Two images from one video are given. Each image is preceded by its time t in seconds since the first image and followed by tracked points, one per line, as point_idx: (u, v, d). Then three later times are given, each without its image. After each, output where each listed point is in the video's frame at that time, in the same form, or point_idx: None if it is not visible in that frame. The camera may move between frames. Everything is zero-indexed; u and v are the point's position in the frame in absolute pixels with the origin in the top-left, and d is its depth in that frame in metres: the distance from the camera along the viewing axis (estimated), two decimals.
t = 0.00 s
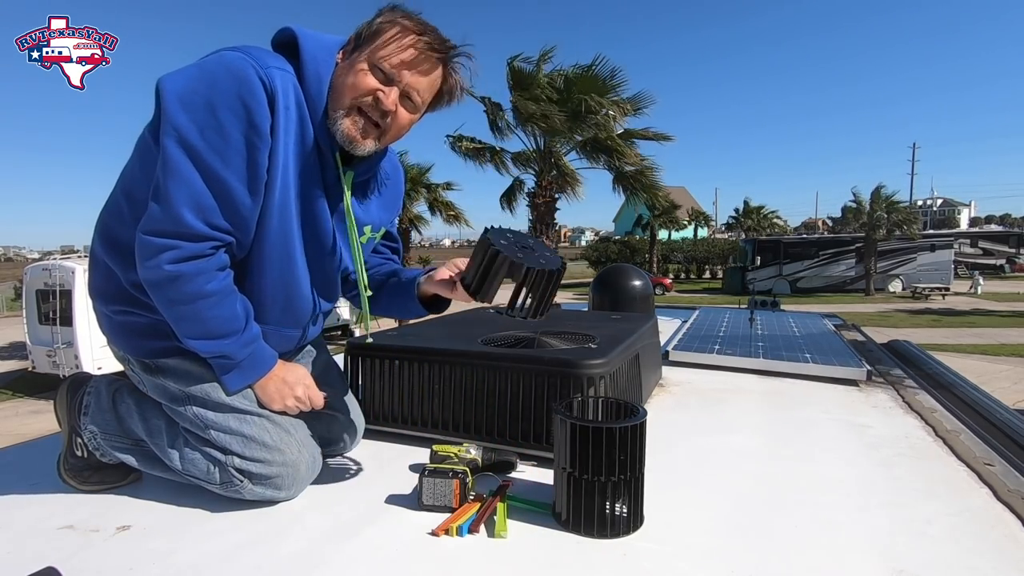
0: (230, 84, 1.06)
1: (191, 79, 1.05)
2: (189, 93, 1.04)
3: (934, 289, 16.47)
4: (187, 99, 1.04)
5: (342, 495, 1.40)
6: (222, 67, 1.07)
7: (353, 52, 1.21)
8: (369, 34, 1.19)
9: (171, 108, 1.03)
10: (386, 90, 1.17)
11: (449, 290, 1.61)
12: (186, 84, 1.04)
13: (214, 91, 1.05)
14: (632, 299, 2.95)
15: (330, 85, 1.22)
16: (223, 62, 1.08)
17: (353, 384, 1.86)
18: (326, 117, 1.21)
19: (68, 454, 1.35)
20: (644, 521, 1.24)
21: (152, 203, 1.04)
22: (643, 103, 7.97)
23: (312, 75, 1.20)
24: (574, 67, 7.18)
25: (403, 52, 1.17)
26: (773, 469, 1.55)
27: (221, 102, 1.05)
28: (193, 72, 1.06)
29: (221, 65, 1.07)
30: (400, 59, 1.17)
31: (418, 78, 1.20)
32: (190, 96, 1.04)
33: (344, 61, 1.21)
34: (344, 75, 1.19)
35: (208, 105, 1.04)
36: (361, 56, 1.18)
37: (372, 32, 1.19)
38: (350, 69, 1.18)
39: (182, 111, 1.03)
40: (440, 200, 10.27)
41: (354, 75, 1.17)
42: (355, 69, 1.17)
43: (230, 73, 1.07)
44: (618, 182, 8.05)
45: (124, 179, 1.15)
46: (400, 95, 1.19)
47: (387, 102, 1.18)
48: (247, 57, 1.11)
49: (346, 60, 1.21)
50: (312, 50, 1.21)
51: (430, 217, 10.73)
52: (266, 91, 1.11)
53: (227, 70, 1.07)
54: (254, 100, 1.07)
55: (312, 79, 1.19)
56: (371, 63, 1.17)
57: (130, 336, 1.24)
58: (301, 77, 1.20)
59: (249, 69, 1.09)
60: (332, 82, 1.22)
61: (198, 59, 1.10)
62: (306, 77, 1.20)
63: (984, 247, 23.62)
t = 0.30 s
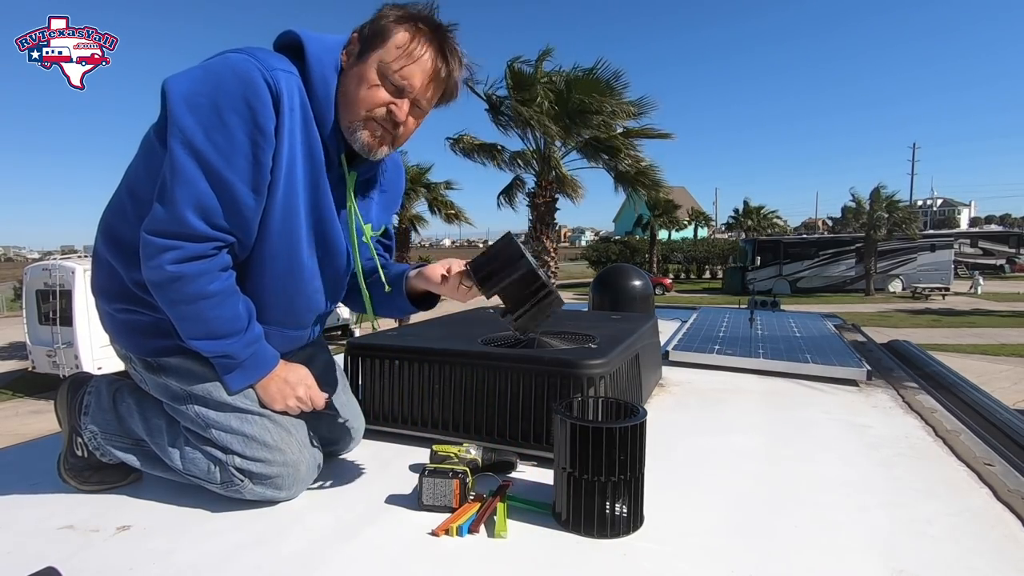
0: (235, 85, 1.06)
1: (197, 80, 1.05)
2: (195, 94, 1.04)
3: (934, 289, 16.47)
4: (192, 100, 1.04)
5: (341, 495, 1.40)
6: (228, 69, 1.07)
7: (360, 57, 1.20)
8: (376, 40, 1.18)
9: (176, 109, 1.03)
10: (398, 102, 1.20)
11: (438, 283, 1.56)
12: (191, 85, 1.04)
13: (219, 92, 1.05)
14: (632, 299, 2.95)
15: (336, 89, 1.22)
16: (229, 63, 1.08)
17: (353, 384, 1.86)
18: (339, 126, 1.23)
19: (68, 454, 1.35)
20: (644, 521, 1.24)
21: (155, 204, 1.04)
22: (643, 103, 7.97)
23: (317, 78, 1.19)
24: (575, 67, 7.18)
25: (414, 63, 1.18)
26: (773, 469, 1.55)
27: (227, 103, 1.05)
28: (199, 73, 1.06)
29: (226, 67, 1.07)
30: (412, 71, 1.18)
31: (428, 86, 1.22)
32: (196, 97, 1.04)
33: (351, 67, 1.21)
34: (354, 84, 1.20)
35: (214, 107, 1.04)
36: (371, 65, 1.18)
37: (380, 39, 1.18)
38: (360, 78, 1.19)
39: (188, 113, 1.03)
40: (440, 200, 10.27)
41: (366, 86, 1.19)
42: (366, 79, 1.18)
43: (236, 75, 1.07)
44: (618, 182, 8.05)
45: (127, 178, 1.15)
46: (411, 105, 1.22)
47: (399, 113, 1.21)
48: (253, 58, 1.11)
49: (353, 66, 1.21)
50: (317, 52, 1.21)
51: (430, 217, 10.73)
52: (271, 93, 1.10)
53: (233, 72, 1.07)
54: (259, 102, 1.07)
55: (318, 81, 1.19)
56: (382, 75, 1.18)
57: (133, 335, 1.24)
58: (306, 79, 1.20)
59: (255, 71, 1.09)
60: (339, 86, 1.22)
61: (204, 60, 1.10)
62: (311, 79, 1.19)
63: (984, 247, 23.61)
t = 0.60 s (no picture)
0: (234, 86, 1.06)
1: (196, 82, 1.05)
2: (194, 95, 1.04)
3: (934, 289, 16.47)
4: (191, 101, 1.04)
5: (341, 495, 1.40)
6: (227, 70, 1.07)
7: (364, 66, 1.19)
8: (383, 52, 1.17)
9: (176, 110, 1.03)
10: (407, 112, 1.21)
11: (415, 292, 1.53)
12: (190, 86, 1.04)
13: (218, 93, 1.05)
14: (632, 299, 2.95)
15: (337, 94, 1.22)
16: (228, 64, 1.08)
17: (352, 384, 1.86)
18: (347, 137, 1.24)
19: (68, 454, 1.35)
20: (645, 521, 1.24)
21: (154, 205, 1.04)
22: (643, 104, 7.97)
23: (318, 80, 1.19)
24: (575, 67, 7.17)
25: (422, 73, 1.19)
26: (772, 469, 1.55)
27: (226, 105, 1.05)
28: (198, 74, 1.06)
29: (226, 68, 1.07)
30: (420, 81, 1.19)
31: (434, 95, 1.23)
32: (195, 98, 1.04)
33: (356, 77, 1.20)
34: (361, 96, 1.19)
35: (213, 108, 1.04)
36: (379, 77, 1.18)
37: (384, 48, 1.17)
38: (367, 90, 1.19)
39: (187, 113, 1.03)
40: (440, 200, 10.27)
41: (374, 97, 1.19)
42: (376, 93, 1.18)
43: (234, 76, 1.07)
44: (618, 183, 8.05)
45: (126, 178, 1.15)
46: (418, 113, 1.23)
47: (408, 123, 1.23)
48: (252, 59, 1.11)
49: (356, 74, 1.20)
50: (316, 54, 1.21)
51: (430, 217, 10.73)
52: (271, 94, 1.10)
53: (232, 73, 1.07)
54: (258, 103, 1.07)
55: (318, 84, 1.19)
56: (390, 86, 1.18)
57: (131, 335, 1.24)
58: (306, 81, 1.20)
59: (254, 72, 1.09)
60: (342, 93, 1.22)
61: (203, 61, 1.09)
62: (311, 81, 1.19)
63: (983, 247, 23.62)
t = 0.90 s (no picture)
0: (228, 85, 1.06)
1: (190, 82, 1.05)
2: (188, 96, 1.04)
3: (934, 289, 16.47)
4: (186, 101, 1.04)
5: (341, 495, 1.40)
6: (221, 69, 1.07)
7: (355, 48, 1.21)
8: (372, 31, 1.19)
9: (171, 110, 1.03)
10: (393, 87, 1.19)
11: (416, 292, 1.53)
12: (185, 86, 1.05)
13: (213, 92, 1.05)
14: (632, 299, 2.95)
15: (332, 83, 1.21)
16: (222, 63, 1.08)
17: (352, 384, 1.86)
18: (334, 117, 1.22)
19: (68, 454, 1.35)
20: (645, 521, 1.24)
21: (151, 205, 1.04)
22: (643, 104, 7.96)
23: (315, 77, 1.19)
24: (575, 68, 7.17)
25: (408, 49, 1.18)
26: (772, 469, 1.55)
27: (221, 104, 1.05)
28: (192, 75, 1.06)
29: (220, 67, 1.07)
30: (406, 56, 1.18)
31: (423, 74, 1.22)
32: (190, 98, 1.04)
33: (346, 58, 1.21)
34: (348, 73, 1.19)
35: (208, 107, 1.04)
36: (366, 53, 1.18)
37: (374, 28, 1.19)
38: (353, 66, 1.19)
39: (182, 114, 1.03)
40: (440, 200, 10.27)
41: (360, 73, 1.18)
42: (362, 67, 1.18)
43: (229, 75, 1.07)
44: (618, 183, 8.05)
45: (124, 180, 1.15)
46: (406, 91, 1.21)
47: (394, 98, 1.20)
48: (246, 58, 1.11)
49: (347, 57, 1.22)
50: (313, 51, 1.21)
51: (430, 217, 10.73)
52: (265, 92, 1.10)
53: (226, 72, 1.07)
54: (253, 101, 1.07)
55: (314, 81, 1.19)
56: (377, 61, 1.18)
57: (131, 336, 1.24)
58: (303, 78, 1.20)
59: (248, 70, 1.09)
60: (334, 79, 1.22)
61: (197, 60, 1.10)
62: (308, 78, 1.19)
63: (983, 247, 23.61)
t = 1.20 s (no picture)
0: (228, 85, 1.06)
1: (188, 82, 1.05)
2: (187, 96, 1.04)
3: (934, 289, 16.47)
4: (185, 101, 1.04)
5: (341, 496, 1.40)
6: (220, 69, 1.07)
7: (355, 49, 1.21)
8: (371, 34, 1.20)
9: (170, 111, 1.03)
10: (391, 89, 1.19)
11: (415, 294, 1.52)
12: (184, 86, 1.05)
13: (212, 93, 1.05)
14: (632, 299, 2.95)
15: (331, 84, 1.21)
16: (220, 64, 1.08)
17: (352, 384, 1.86)
18: (333, 117, 1.22)
19: (68, 454, 1.35)
20: (645, 521, 1.24)
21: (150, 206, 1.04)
22: (643, 104, 7.96)
23: (314, 78, 1.19)
24: (574, 68, 7.17)
25: (408, 51, 1.19)
26: (772, 469, 1.55)
27: (220, 104, 1.05)
28: (191, 75, 1.06)
29: (219, 67, 1.07)
30: (405, 59, 1.19)
31: (422, 76, 1.22)
32: (189, 98, 1.04)
33: (345, 61, 1.21)
34: (347, 73, 1.20)
35: (207, 108, 1.04)
36: (365, 55, 1.18)
37: (374, 29, 1.20)
38: (353, 68, 1.19)
39: (181, 114, 1.03)
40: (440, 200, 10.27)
41: (360, 74, 1.19)
42: (361, 70, 1.18)
43: (227, 75, 1.07)
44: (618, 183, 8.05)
45: (124, 180, 1.15)
46: (405, 93, 1.22)
47: (393, 100, 1.20)
48: (245, 59, 1.11)
49: (347, 57, 1.22)
50: (313, 52, 1.21)
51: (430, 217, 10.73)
52: (264, 92, 1.10)
53: (225, 72, 1.07)
54: (252, 102, 1.07)
55: (314, 82, 1.19)
56: (375, 63, 1.18)
57: (130, 337, 1.24)
58: (302, 78, 1.20)
59: (246, 71, 1.09)
60: (333, 78, 1.22)
61: (196, 61, 1.10)
62: (307, 79, 1.19)
63: (983, 247, 23.61)
